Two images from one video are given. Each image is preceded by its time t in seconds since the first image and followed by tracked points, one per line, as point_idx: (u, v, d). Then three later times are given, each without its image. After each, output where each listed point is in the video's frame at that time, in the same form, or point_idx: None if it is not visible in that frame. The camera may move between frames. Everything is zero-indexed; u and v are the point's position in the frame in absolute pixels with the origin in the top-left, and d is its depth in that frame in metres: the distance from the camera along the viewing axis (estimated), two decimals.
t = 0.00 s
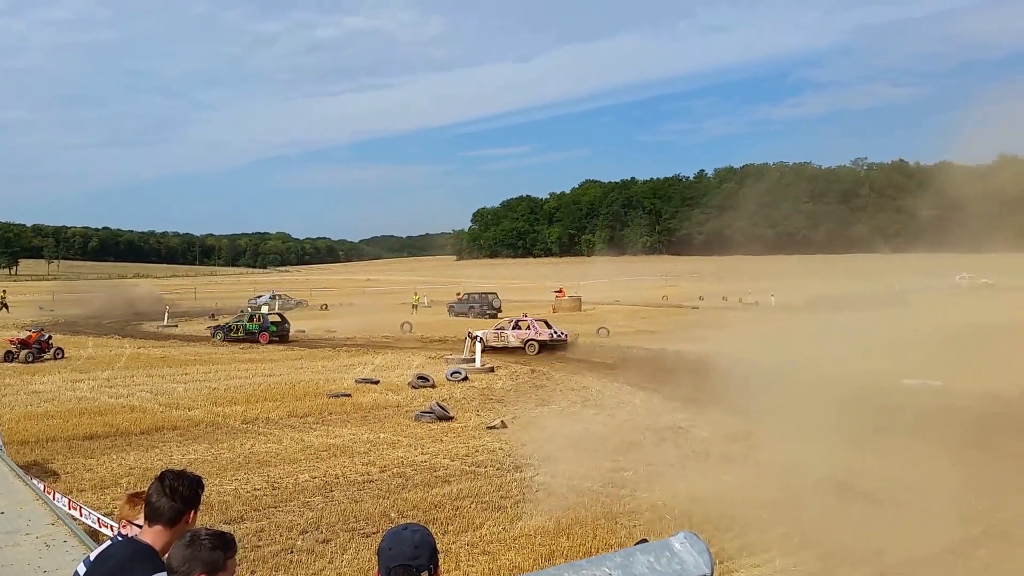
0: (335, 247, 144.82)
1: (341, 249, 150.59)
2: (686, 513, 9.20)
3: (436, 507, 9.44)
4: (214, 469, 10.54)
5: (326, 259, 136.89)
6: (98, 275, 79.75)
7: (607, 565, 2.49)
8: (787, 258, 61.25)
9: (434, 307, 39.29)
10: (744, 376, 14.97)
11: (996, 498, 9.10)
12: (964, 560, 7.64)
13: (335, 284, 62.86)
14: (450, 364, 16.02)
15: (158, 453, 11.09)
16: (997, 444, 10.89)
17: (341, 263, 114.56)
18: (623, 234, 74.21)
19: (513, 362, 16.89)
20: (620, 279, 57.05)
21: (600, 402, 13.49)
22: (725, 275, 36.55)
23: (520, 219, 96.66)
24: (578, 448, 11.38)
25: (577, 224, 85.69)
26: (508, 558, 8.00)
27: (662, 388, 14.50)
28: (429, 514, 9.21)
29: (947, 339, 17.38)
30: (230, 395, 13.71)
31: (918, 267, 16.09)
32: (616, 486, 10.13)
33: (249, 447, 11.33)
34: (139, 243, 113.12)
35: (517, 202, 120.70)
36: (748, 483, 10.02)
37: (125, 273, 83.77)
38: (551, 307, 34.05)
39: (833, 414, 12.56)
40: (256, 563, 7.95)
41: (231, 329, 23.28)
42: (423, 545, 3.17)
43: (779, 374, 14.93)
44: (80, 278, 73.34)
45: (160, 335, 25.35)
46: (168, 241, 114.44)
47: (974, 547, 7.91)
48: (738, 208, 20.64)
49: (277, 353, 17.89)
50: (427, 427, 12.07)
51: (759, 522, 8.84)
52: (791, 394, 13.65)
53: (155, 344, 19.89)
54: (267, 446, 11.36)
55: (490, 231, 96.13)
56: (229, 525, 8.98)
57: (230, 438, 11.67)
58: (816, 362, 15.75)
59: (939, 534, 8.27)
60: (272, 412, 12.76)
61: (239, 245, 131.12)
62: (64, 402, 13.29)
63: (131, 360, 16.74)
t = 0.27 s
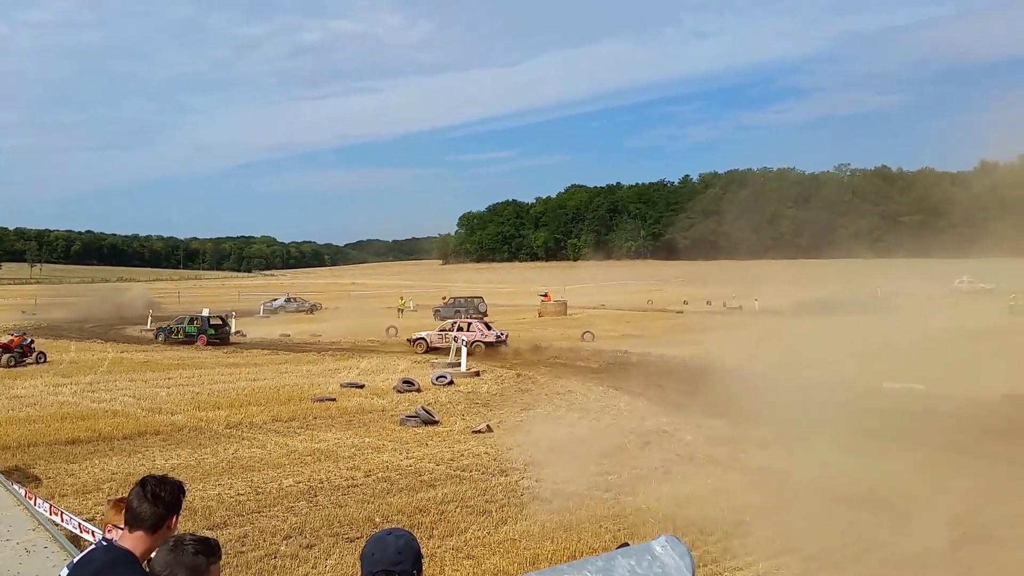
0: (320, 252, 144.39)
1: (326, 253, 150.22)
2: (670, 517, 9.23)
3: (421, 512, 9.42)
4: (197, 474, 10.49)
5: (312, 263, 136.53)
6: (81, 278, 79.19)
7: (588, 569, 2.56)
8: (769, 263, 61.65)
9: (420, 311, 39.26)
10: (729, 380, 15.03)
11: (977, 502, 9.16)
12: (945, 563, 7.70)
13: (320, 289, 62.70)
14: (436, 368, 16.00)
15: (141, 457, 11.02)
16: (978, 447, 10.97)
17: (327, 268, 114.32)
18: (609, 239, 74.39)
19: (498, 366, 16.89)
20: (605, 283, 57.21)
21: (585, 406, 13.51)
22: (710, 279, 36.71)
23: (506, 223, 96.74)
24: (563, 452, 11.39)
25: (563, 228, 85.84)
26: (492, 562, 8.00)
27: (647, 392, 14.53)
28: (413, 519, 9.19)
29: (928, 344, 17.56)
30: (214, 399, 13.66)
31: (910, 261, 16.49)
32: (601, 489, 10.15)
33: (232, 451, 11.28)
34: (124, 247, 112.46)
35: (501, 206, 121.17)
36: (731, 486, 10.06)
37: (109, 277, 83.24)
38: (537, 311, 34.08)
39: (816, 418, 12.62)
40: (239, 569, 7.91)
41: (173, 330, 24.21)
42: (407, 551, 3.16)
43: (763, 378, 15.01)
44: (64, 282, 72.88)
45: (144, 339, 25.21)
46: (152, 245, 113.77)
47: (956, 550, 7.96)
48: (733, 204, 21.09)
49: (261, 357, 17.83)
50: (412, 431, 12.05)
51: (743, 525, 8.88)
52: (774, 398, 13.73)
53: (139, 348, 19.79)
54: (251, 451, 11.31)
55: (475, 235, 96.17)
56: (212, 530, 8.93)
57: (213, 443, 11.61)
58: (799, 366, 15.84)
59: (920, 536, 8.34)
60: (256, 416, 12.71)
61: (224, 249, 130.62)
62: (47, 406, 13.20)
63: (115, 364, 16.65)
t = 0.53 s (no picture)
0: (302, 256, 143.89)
1: (308, 257, 149.72)
2: (652, 520, 9.25)
3: (402, 517, 9.40)
4: (176, 479, 10.42)
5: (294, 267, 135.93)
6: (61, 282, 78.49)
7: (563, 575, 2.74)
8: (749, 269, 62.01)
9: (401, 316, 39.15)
10: (710, 384, 15.08)
11: (953, 503, 9.28)
12: (924, 565, 7.76)
13: (302, 293, 62.36)
14: (417, 373, 15.96)
15: (119, 463, 10.93)
16: (954, 450, 11.08)
17: (309, 271, 113.86)
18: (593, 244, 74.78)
19: (480, 371, 16.87)
20: (586, 288, 57.33)
21: (567, 410, 13.52)
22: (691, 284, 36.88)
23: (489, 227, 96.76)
24: (545, 456, 11.39)
25: (546, 233, 85.99)
26: (473, 567, 7.98)
27: (629, 396, 14.56)
28: (394, 524, 9.16)
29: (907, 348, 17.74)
30: (194, 404, 13.57)
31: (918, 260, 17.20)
32: (582, 493, 10.16)
33: (212, 457, 11.21)
34: (104, 250, 111.51)
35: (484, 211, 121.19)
36: (712, 489, 10.11)
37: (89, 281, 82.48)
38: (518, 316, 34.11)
39: (796, 420, 12.70)
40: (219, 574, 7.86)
41: (112, 333, 24.82)
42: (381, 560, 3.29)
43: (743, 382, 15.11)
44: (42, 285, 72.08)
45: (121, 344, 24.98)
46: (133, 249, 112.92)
47: (934, 551, 8.04)
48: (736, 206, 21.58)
49: (242, 362, 17.74)
50: (394, 436, 12.02)
51: (724, 528, 8.90)
52: (755, 402, 13.78)
53: (117, 352, 19.62)
54: (231, 456, 11.25)
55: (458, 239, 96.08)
56: (192, 536, 8.87)
57: (193, 448, 11.54)
58: (780, 370, 15.94)
59: (899, 539, 8.40)
60: (236, 421, 12.64)
61: (205, 252, 129.91)
62: (23, 412, 13.06)
63: (93, 369, 16.49)
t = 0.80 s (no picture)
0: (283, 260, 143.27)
1: (288, 260, 149.03)
2: (629, 523, 9.26)
3: (379, 521, 9.36)
4: (151, 485, 10.33)
5: (274, 271, 135.20)
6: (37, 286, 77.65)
7: None
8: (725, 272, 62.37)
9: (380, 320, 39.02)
10: (688, 388, 15.13)
11: (927, 506, 9.34)
12: (899, 568, 7.81)
13: (280, 297, 61.98)
14: (395, 377, 15.91)
15: (93, 468, 10.82)
16: (929, 453, 11.17)
17: (289, 275, 113.31)
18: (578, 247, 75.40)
19: (458, 375, 16.84)
20: (564, 291, 57.41)
21: (545, 414, 13.52)
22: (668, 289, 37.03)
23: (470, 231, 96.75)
24: (523, 460, 11.38)
25: (527, 237, 86.10)
26: (450, 571, 7.96)
27: (607, 400, 14.59)
28: (371, 529, 9.13)
29: (884, 352, 17.92)
30: (170, 409, 13.47)
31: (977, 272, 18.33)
32: (560, 497, 10.16)
33: (187, 462, 11.13)
34: (82, 253, 110.41)
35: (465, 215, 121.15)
36: (689, 492, 10.13)
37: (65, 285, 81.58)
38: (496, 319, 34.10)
39: (772, 424, 12.76)
40: None
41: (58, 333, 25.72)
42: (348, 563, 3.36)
43: (721, 386, 15.17)
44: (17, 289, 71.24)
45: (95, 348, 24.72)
46: (111, 252, 111.95)
47: (908, 554, 8.09)
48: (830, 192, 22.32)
49: (218, 367, 17.62)
50: (371, 441, 11.98)
51: (700, 532, 8.92)
52: (732, 406, 13.84)
53: (92, 357, 19.42)
54: (206, 461, 11.17)
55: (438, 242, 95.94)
56: (167, 542, 8.80)
57: (168, 453, 11.45)
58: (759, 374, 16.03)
59: (873, 542, 8.45)
60: (212, 426, 12.56)
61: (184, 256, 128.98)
62: None
63: (67, 374, 16.32)
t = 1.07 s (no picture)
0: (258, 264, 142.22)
1: (264, 264, 148.17)
2: (602, 526, 9.29)
3: (352, 526, 9.34)
4: (122, 490, 10.24)
5: (250, 274, 134.34)
6: (8, 291, 76.61)
7: None
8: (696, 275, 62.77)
9: (355, 323, 38.86)
10: (661, 392, 15.21)
11: (897, 507, 9.45)
12: (869, 568, 7.88)
13: (254, 300, 61.55)
14: (369, 381, 15.87)
15: (62, 474, 10.71)
16: (899, 455, 11.29)
17: (265, 278, 112.61)
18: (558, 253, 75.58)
19: (432, 378, 16.83)
20: (539, 295, 57.52)
21: (519, 417, 13.53)
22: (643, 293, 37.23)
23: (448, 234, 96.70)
24: (497, 464, 11.38)
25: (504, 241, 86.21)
26: None
27: (580, 403, 14.63)
28: (344, 534, 9.10)
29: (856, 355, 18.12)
30: (141, 414, 13.35)
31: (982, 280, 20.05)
32: (533, 501, 10.17)
33: (158, 467, 11.04)
34: (55, 256, 109.09)
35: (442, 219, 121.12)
36: (662, 495, 10.17)
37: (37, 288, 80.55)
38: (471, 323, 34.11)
39: (745, 426, 12.86)
40: None
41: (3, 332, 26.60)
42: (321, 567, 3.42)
43: (694, 389, 15.26)
44: None
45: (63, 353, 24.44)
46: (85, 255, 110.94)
47: (877, 555, 8.17)
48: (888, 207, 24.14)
49: (190, 371, 17.50)
50: (344, 445, 11.94)
51: (673, 534, 8.96)
52: (704, 409, 13.94)
53: (61, 362, 19.20)
54: (178, 467, 11.08)
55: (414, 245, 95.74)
56: (138, 548, 8.73)
57: (139, 459, 11.35)
58: (733, 378, 16.15)
59: (844, 544, 8.52)
60: (183, 431, 12.47)
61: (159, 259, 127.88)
62: None
63: (36, 379, 16.14)
